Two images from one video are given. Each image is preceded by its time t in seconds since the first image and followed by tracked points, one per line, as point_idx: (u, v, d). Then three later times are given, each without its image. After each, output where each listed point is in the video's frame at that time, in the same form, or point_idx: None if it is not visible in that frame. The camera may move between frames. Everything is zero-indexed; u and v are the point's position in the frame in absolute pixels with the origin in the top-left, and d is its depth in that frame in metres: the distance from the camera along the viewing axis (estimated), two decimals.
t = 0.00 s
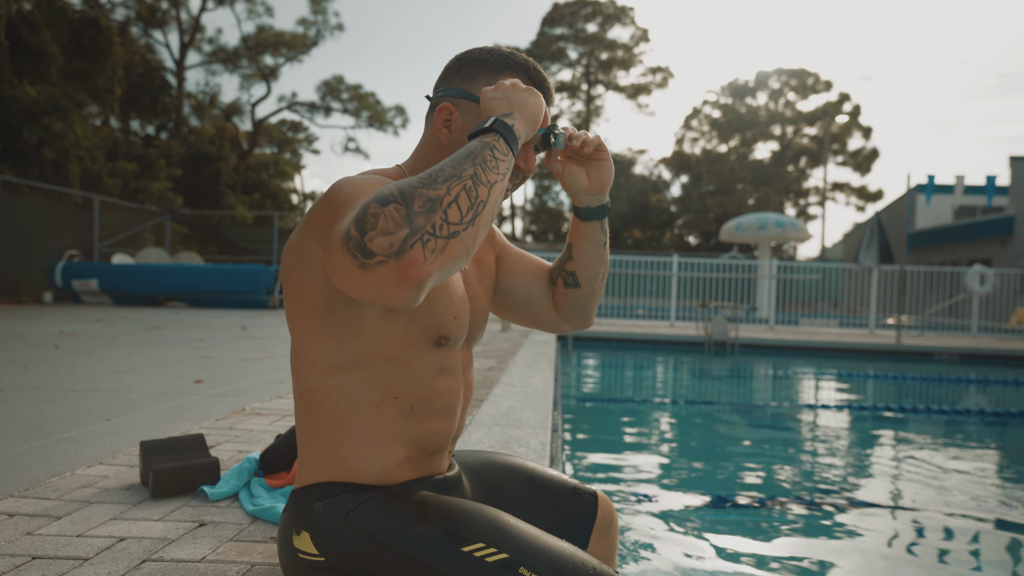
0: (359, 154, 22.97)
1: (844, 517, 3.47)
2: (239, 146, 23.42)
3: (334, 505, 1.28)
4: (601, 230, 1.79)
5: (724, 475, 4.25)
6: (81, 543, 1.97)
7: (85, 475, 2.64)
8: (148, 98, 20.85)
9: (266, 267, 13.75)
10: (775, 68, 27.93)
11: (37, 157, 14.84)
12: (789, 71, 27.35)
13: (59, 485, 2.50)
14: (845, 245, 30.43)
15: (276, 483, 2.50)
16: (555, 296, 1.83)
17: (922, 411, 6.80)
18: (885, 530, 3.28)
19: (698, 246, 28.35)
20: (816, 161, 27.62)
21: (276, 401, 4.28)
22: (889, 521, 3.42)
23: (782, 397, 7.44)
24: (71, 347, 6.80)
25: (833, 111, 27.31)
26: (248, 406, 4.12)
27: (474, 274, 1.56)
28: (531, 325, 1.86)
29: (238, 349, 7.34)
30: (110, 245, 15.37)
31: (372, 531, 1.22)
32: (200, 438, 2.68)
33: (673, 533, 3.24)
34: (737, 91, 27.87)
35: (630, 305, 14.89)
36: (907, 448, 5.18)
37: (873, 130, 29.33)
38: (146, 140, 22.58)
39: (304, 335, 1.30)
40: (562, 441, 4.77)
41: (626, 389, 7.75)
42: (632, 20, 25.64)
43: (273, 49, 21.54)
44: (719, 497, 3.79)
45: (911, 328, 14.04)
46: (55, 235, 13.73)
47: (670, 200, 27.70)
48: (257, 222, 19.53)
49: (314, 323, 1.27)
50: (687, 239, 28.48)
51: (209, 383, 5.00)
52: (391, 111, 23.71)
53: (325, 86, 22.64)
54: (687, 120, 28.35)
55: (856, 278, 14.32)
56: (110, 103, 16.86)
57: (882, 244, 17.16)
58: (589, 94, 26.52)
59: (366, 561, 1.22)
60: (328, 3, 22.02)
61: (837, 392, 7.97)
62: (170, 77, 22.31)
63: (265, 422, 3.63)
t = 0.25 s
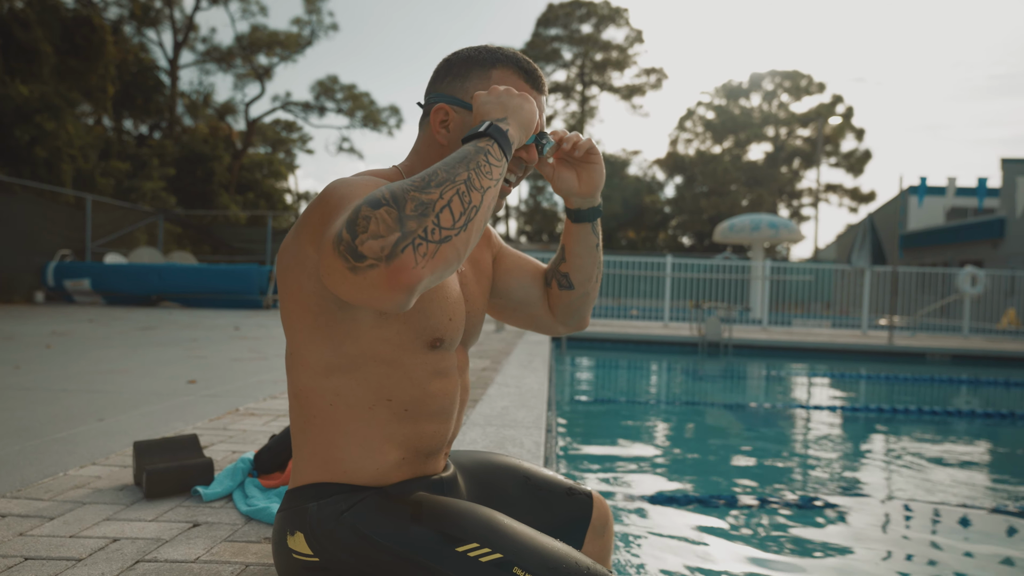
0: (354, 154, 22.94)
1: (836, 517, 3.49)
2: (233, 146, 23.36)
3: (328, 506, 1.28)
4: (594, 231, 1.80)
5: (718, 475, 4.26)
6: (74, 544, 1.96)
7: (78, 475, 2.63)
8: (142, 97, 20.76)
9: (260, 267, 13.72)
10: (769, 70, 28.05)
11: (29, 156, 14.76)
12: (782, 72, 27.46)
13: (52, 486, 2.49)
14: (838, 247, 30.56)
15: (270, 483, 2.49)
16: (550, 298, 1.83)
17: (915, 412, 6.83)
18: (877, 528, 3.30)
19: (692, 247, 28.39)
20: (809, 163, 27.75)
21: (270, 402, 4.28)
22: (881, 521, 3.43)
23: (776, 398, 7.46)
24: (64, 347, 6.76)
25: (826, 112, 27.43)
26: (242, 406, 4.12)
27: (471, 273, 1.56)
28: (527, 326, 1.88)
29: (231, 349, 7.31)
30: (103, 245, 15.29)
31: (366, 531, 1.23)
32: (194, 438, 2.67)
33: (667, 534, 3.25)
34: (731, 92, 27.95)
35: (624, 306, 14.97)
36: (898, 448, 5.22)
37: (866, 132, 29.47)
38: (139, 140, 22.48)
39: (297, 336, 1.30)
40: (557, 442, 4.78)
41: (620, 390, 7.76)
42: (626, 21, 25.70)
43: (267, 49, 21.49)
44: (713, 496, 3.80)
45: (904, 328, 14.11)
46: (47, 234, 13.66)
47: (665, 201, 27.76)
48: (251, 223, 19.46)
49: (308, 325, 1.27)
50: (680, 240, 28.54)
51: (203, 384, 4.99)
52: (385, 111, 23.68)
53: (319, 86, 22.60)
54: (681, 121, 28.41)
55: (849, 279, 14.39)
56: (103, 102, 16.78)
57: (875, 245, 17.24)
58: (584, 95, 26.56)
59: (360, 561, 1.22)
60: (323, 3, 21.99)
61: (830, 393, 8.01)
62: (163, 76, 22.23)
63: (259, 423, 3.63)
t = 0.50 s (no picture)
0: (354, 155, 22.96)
1: (839, 517, 3.49)
2: (233, 147, 23.39)
3: (331, 507, 1.28)
4: (590, 235, 1.81)
5: (719, 475, 4.27)
6: (77, 546, 1.96)
7: (80, 476, 2.63)
8: (143, 98, 20.76)
9: (261, 268, 13.72)
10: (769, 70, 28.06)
11: (29, 158, 14.77)
12: (783, 72, 27.47)
13: (54, 488, 2.49)
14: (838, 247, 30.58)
15: (272, 484, 2.50)
16: (547, 300, 1.83)
17: (916, 412, 6.84)
18: (877, 529, 3.30)
19: (692, 247, 28.38)
20: (809, 163, 27.77)
21: (271, 403, 4.28)
22: (883, 522, 3.43)
23: (777, 398, 7.47)
24: (65, 348, 6.76)
25: (826, 112, 27.44)
26: (244, 407, 4.12)
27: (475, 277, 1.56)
28: (525, 328, 1.88)
29: (232, 350, 7.32)
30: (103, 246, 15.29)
31: (368, 533, 1.23)
32: (195, 440, 2.67)
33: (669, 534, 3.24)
34: (731, 93, 27.95)
35: (624, 306, 14.91)
36: (900, 449, 5.23)
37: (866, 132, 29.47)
38: (139, 141, 22.48)
39: (300, 336, 1.31)
40: (558, 442, 4.78)
41: (621, 390, 7.76)
42: (626, 22, 25.70)
43: (267, 50, 21.51)
44: (714, 497, 3.80)
45: (904, 329, 14.11)
46: (47, 235, 13.66)
47: (665, 201, 27.78)
48: (251, 224, 19.47)
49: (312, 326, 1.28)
50: (681, 241, 28.53)
51: (204, 385, 4.99)
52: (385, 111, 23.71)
53: (320, 86, 22.61)
54: (681, 121, 28.41)
55: (849, 280, 14.39)
56: (103, 103, 16.80)
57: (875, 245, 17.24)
58: (584, 95, 26.57)
59: (365, 562, 1.22)
60: (323, 4, 22.02)
61: (831, 393, 8.00)
62: (164, 77, 22.26)
63: (261, 424, 3.63)
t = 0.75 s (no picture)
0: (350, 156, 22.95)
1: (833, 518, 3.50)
2: (228, 147, 23.33)
3: (326, 509, 1.29)
4: (577, 247, 1.82)
5: (713, 476, 4.28)
6: (71, 548, 1.96)
7: (75, 478, 2.63)
8: (137, 98, 20.66)
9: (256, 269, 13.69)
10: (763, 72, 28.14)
11: (22, 157, 14.69)
12: (777, 75, 27.57)
13: (48, 490, 2.48)
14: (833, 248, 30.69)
15: (268, 485, 2.49)
16: (532, 307, 1.84)
17: (909, 413, 6.87)
18: (870, 529, 3.32)
19: (687, 249, 28.42)
20: (804, 165, 27.87)
21: (266, 404, 4.27)
22: (877, 522, 3.44)
23: (771, 399, 7.49)
24: (58, 350, 6.72)
25: (820, 114, 27.54)
26: (239, 409, 4.11)
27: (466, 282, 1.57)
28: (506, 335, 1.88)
29: (227, 351, 7.30)
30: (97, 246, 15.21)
31: (364, 534, 1.23)
32: (190, 441, 2.67)
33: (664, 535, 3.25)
34: (726, 94, 28.03)
35: (619, 307, 14.81)
36: (893, 449, 5.26)
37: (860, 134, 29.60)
38: (134, 141, 22.39)
39: (296, 338, 1.30)
40: (553, 443, 4.79)
41: (616, 391, 7.77)
42: (622, 23, 25.73)
43: (263, 50, 21.46)
44: (710, 498, 3.81)
45: (898, 330, 14.17)
46: (41, 236, 13.59)
47: (660, 202, 27.83)
48: (246, 225, 19.42)
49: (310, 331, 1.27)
50: (676, 242, 28.56)
51: (199, 386, 4.97)
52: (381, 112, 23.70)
53: (315, 87, 22.57)
54: (677, 123, 28.46)
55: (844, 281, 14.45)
56: (97, 103, 16.72)
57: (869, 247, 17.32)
58: (579, 97, 26.60)
59: (361, 564, 1.22)
60: (318, 5, 22.00)
61: (825, 394, 8.03)
62: (158, 77, 22.20)
63: (256, 425, 3.62)
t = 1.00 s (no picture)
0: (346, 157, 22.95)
1: (830, 518, 3.51)
2: (224, 148, 23.31)
3: (325, 509, 1.29)
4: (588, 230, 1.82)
5: (711, 476, 4.29)
6: (68, 549, 1.95)
7: (71, 479, 2.62)
8: (133, 99, 20.59)
9: (252, 270, 13.67)
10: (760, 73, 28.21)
11: (18, 157, 14.64)
12: (773, 76, 27.64)
13: (44, 490, 2.47)
14: (829, 249, 30.76)
15: (265, 486, 2.49)
16: (531, 285, 1.86)
17: (905, 414, 6.88)
18: (867, 530, 3.32)
19: (683, 250, 28.46)
20: (799, 166, 27.94)
21: (263, 405, 4.26)
22: (873, 523, 3.46)
23: (767, 400, 7.51)
24: (53, 350, 6.69)
25: (816, 116, 27.61)
26: (236, 410, 4.10)
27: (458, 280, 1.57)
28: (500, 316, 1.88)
29: (224, 351, 7.28)
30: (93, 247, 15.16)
31: (362, 535, 1.24)
32: (188, 442, 2.66)
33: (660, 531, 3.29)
34: (723, 96, 28.07)
35: (616, 308, 14.80)
36: (889, 450, 5.27)
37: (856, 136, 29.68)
38: (130, 142, 22.33)
39: (300, 337, 1.29)
40: (550, 444, 4.79)
41: (612, 392, 7.78)
42: (618, 24, 25.76)
43: (259, 51, 21.43)
44: (706, 499, 3.81)
45: (894, 331, 14.21)
46: (36, 236, 13.54)
47: (656, 204, 27.87)
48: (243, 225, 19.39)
49: (321, 327, 1.26)
50: (672, 243, 28.60)
51: (195, 387, 4.96)
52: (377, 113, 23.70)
53: (311, 88, 22.56)
54: (673, 124, 28.50)
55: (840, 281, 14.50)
56: (93, 103, 16.67)
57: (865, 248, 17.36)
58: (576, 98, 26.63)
59: (359, 565, 1.22)
60: (315, 5, 21.98)
61: (822, 395, 8.05)
62: (154, 77, 22.14)
63: (253, 426, 3.61)
